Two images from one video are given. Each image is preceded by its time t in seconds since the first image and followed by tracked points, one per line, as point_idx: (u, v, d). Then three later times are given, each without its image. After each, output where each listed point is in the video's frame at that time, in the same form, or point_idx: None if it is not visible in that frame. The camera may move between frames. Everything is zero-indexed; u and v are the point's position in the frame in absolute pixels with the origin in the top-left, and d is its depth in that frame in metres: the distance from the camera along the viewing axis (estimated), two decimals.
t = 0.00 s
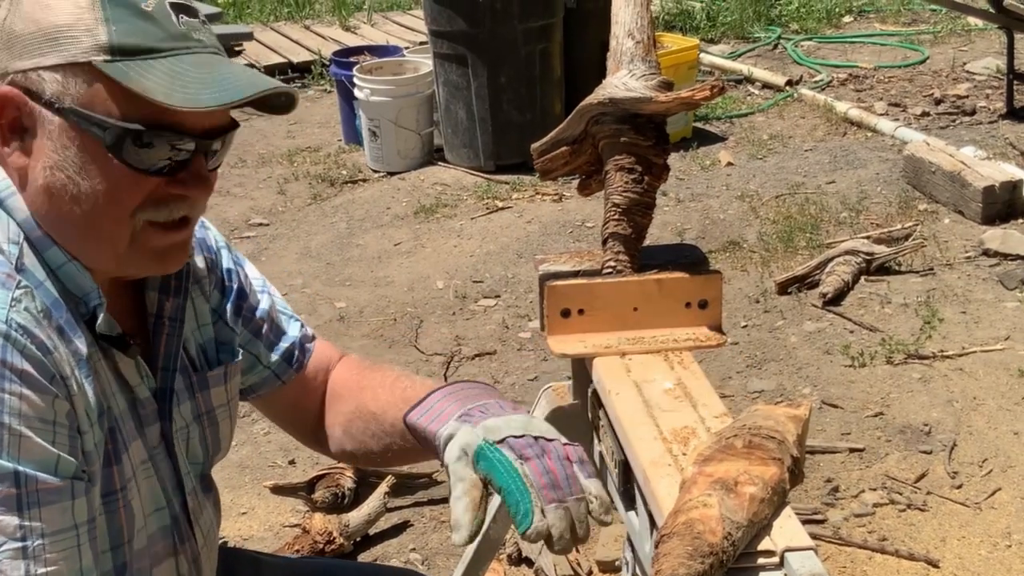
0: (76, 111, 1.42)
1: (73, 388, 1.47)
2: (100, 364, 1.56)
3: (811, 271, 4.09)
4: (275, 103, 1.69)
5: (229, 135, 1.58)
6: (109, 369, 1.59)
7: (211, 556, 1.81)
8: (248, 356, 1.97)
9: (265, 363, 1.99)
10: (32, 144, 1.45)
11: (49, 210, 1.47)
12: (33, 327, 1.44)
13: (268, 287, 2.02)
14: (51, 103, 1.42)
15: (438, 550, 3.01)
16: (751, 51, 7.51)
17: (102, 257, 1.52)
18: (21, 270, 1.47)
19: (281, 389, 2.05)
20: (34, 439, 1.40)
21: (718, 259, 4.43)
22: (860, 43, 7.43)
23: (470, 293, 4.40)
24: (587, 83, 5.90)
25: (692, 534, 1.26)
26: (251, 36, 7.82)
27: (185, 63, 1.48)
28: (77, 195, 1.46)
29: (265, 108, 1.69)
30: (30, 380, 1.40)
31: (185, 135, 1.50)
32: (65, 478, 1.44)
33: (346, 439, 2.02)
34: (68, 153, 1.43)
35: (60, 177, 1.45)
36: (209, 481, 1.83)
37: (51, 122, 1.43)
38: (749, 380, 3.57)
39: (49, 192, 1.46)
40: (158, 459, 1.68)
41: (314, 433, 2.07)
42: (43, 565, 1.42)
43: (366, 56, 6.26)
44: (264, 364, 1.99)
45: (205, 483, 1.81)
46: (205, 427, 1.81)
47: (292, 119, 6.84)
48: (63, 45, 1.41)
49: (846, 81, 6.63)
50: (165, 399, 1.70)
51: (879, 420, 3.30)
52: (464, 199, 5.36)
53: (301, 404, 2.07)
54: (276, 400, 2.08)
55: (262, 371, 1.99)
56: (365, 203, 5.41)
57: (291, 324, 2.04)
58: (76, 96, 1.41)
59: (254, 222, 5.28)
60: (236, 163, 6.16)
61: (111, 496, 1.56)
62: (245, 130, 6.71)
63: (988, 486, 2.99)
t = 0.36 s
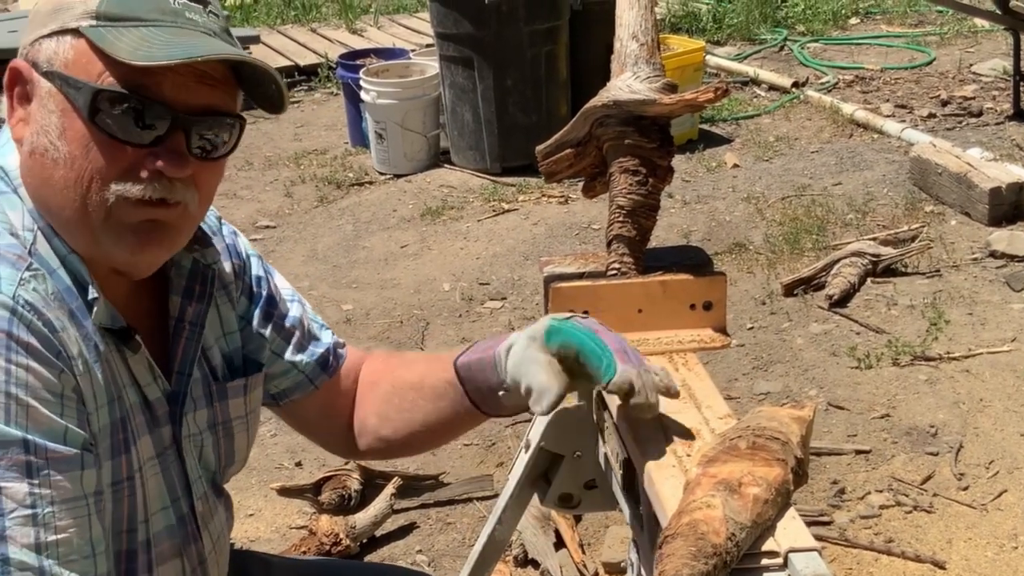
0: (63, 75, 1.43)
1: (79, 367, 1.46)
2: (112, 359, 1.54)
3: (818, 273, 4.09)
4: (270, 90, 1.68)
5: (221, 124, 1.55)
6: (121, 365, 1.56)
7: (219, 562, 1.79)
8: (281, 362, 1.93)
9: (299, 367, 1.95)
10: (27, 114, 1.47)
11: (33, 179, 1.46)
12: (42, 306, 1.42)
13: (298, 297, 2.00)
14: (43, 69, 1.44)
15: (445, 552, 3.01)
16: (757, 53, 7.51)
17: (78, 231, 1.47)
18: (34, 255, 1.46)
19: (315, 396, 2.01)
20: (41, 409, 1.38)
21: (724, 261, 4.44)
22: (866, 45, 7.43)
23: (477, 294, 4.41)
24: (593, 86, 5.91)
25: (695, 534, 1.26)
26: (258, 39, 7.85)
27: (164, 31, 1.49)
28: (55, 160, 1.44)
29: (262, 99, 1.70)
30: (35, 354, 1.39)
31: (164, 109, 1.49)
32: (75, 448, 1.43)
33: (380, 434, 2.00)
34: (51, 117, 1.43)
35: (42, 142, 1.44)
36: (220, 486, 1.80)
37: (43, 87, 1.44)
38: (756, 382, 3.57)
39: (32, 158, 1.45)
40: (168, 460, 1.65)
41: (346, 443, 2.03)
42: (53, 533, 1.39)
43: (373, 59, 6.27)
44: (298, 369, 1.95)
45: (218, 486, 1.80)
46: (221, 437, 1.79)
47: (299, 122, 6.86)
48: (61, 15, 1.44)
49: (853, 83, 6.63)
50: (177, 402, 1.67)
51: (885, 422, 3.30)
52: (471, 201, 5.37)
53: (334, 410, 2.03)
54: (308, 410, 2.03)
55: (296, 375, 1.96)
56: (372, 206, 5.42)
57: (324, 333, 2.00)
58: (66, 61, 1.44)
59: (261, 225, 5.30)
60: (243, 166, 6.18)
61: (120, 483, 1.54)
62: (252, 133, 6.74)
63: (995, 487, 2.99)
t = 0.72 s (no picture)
0: (82, 67, 1.44)
1: (91, 348, 1.45)
2: (124, 346, 1.53)
3: (822, 271, 4.09)
4: (285, 84, 1.69)
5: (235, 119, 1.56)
6: (133, 351, 1.56)
7: (226, 556, 1.80)
8: (296, 351, 1.95)
9: (314, 356, 1.97)
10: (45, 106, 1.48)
11: (48, 166, 1.47)
12: (56, 288, 1.41)
13: (311, 289, 2.03)
14: (62, 60, 1.46)
15: (449, 549, 3.02)
16: (762, 51, 7.50)
17: (90, 220, 1.47)
18: (48, 240, 1.45)
19: (328, 387, 2.01)
20: (54, 386, 1.35)
21: (728, 259, 4.43)
22: (871, 43, 7.42)
23: (482, 292, 4.41)
24: (597, 84, 5.91)
25: (698, 530, 1.26)
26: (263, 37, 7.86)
27: (180, 24, 1.50)
28: (72, 150, 1.45)
29: (276, 95, 1.71)
30: (48, 333, 1.36)
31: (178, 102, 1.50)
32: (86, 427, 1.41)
33: (399, 427, 1.98)
34: (69, 108, 1.45)
35: (60, 132, 1.45)
36: (231, 481, 1.82)
37: (62, 79, 1.46)
38: (760, 380, 3.57)
39: (49, 147, 1.46)
40: (178, 448, 1.66)
41: (370, 437, 2.00)
42: (65, 511, 1.34)
43: (378, 57, 6.28)
44: (314, 358, 1.97)
45: (229, 478, 1.81)
46: (232, 427, 1.80)
47: (304, 120, 6.87)
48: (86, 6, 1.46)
49: (858, 81, 6.62)
50: (188, 391, 1.67)
51: (890, 419, 3.30)
52: (475, 199, 5.37)
53: (351, 403, 2.01)
54: (322, 401, 2.02)
55: (311, 365, 1.97)
56: (376, 204, 5.43)
57: (338, 322, 2.02)
58: (84, 52, 1.45)
59: (266, 223, 5.31)
60: (248, 164, 6.19)
61: (129, 468, 1.53)
62: (257, 131, 6.75)
63: (999, 485, 2.99)
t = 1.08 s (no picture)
0: (128, 96, 1.43)
1: (108, 349, 1.44)
2: (132, 340, 1.53)
3: (825, 264, 4.08)
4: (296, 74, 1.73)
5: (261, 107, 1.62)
6: (140, 343, 1.56)
7: (229, 542, 1.80)
8: (279, 325, 1.94)
9: (299, 331, 1.96)
10: (81, 132, 1.46)
11: (100, 195, 1.48)
12: (75, 289, 1.40)
13: (293, 264, 2.02)
14: (100, 89, 1.42)
15: (452, 541, 3.03)
16: (765, 44, 7.49)
17: (153, 233, 1.54)
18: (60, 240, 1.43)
19: (316, 363, 2.00)
20: (79, 390, 1.33)
21: (731, 253, 4.43)
22: (874, 37, 7.40)
23: (484, 285, 4.41)
24: (600, 77, 5.90)
25: (701, 520, 1.26)
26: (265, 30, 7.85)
27: (227, 42, 1.51)
28: (130, 176, 1.47)
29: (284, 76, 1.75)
30: (74, 335, 1.35)
31: (229, 111, 1.53)
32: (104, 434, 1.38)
33: (392, 406, 1.98)
34: (121, 136, 1.45)
35: (113, 161, 1.46)
36: (235, 470, 1.82)
37: (102, 108, 1.43)
38: (763, 373, 3.57)
39: (99, 176, 1.46)
40: (185, 436, 1.66)
41: (358, 412, 2.00)
42: (86, 518, 1.31)
43: (380, 49, 6.27)
44: (299, 333, 1.96)
45: (233, 465, 1.81)
46: (230, 403, 1.80)
47: (306, 113, 6.87)
48: (108, 35, 1.41)
49: (861, 75, 6.61)
50: (189, 374, 1.68)
51: (892, 413, 3.30)
52: (478, 192, 5.37)
53: (340, 378, 2.00)
54: (312, 375, 2.01)
55: (297, 340, 1.96)
56: (379, 196, 5.43)
57: (321, 297, 2.02)
58: (128, 80, 1.43)
59: (269, 215, 5.31)
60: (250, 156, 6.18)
61: (145, 467, 1.53)
62: (259, 124, 6.74)
63: (1001, 478, 2.99)
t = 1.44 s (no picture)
0: (92, 75, 1.43)
1: (79, 360, 1.43)
2: (113, 344, 1.53)
3: (824, 260, 4.08)
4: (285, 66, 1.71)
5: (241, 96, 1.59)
6: (123, 346, 1.56)
7: (223, 543, 1.79)
8: (279, 325, 1.92)
9: (298, 332, 1.94)
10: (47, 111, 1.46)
11: (63, 176, 1.47)
12: (39, 302, 1.39)
13: (292, 264, 2.01)
14: (64, 66, 1.42)
15: (450, 537, 3.02)
16: (765, 40, 7.48)
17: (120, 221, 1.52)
18: (29, 247, 1.43)
19: (314, 366, 1.98)
20: (38, 407, 1.34)
21: (730, 249, 4.42)
22: (874, 33, 7.39)
23: (483, 281, 4.41)
24: (599, 72, 5.88)
25: (700, 518, 1.25)
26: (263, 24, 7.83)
27: (192, 20, 1.49)
28: (93, 156, 1.46)
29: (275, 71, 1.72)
30: (34, 352, 1.35)
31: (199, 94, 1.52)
32: (71, 448, 1.38)
33: (388, 408, 1.97)
34: (84, 115, 1.44)
35: (76, 140, 1.45)
36: (230, 471, 1.81)
37: (67, 86, 1.43)
38: (761, 369, 3.56)
39: (62, 158, 1.46)
40: (172, 439, 1.65)
41: (354, 415, 1.99)
42: (50, 534, 1.34)
43: (379, 44, 6.26)
44: (297, 334, 1.94)
45: (227, 467, 1.80)
46: (224, 406, 1.79)
47: (305, 108, 6.86)
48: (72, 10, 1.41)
49: (860, 71, 6.59)
50: (178, 377, 1.68)
51: (891, 409, 3.30)
52: (477, 188, 5.36)
53: (336, 380, 1.99)
54: (309, 379, 2.00)
55: (295, 341, 1.95)
56: (377, 192, 5.42)
57: (319, 298, 2.00)
58: (91, 58, 1.42)
59: (267, 210, 5.30)
60: (249, 151, 6.17)
61: (122, 474, 1.52)
62: (258, 119, 6.73)
63: (1000, 475, 2.99)
